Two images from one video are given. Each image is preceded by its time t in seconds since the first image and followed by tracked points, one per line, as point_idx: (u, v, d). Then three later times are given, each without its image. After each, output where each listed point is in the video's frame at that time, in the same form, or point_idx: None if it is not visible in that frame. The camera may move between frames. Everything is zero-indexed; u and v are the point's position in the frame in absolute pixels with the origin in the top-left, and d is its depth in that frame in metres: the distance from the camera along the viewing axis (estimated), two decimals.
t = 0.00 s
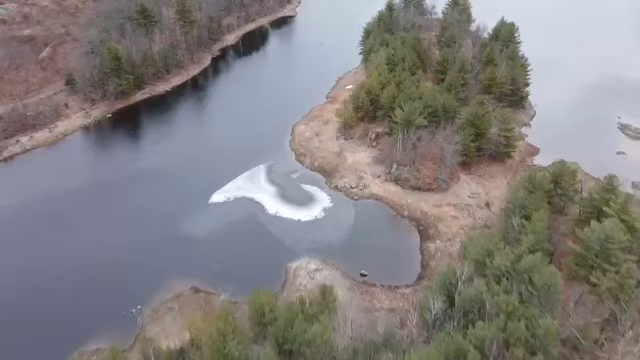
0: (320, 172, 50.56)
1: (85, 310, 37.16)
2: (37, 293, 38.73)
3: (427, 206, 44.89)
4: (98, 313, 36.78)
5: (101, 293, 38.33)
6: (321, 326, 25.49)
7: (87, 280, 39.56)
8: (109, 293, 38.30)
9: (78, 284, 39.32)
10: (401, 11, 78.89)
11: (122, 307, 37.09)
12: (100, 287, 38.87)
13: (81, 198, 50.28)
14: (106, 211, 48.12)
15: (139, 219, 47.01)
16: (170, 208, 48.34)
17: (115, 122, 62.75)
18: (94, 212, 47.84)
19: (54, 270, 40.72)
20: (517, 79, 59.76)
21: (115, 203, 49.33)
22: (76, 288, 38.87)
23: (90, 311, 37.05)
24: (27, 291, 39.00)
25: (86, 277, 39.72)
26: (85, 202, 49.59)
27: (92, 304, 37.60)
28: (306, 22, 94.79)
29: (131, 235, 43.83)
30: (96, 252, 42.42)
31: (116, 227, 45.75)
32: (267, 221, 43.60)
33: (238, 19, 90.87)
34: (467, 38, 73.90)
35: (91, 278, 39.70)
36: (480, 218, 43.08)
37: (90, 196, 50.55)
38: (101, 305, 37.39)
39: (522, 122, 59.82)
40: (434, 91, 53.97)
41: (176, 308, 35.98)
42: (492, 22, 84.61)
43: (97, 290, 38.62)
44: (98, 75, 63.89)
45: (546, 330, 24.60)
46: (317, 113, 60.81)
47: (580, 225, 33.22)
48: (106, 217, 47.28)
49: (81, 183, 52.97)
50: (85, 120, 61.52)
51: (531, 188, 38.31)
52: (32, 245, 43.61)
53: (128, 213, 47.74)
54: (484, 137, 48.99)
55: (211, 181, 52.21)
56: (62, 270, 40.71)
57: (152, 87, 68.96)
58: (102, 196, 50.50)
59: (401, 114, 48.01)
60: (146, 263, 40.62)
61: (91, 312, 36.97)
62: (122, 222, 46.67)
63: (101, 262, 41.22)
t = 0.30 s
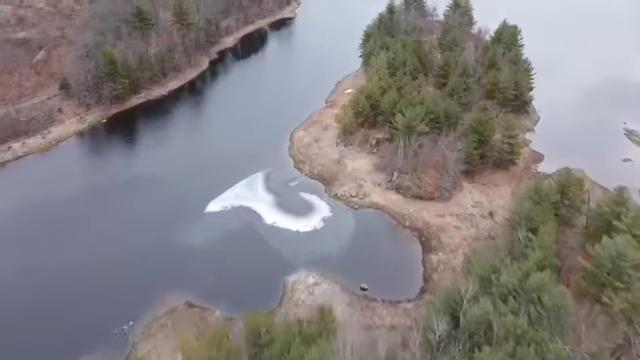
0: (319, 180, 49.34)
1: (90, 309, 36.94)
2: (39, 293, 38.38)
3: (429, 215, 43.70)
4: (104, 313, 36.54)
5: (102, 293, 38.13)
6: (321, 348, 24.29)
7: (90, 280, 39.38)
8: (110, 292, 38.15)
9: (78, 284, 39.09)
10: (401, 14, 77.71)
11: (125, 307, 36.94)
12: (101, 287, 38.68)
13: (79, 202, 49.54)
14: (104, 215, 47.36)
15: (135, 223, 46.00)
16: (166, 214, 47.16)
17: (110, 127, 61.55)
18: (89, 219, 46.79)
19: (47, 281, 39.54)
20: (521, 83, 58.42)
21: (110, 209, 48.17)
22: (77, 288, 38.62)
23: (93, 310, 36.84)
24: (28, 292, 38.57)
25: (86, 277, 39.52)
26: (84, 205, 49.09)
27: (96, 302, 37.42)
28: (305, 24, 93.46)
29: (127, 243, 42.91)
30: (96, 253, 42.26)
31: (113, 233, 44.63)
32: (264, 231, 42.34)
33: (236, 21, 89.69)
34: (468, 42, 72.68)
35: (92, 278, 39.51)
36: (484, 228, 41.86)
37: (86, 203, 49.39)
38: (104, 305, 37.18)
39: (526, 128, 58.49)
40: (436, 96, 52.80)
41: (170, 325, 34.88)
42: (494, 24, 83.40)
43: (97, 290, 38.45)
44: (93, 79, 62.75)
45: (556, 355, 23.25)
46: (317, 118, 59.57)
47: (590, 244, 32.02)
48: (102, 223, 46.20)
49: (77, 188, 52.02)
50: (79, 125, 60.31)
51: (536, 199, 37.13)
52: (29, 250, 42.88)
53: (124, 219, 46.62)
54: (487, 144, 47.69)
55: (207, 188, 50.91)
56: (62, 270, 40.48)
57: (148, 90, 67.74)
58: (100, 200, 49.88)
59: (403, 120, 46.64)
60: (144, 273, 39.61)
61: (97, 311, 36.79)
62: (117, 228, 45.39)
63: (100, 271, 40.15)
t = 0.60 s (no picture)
0: (318, 188, 48.03)
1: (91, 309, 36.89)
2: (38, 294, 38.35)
3: (431, 226, 42.46)
4: (103, 313, 36.46)
5: (102, 293, 38.07)
6: None
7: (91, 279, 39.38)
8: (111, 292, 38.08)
9: (78, 283, 39.07)
10: (402, 16, 76.37)
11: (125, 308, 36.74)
12: (101, 287, 38.58)
13: (73, 210, 48.35)
14: (99, 221, 46.40)
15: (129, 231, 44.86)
16: (161, 222, 45.94)
17: (106, 132, 60.37)
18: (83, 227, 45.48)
19: (37, 295, 38.31)
20: (524, 88, 57.16)
21: (104, 217, 46.93)
22: (77, 287, 38.64)
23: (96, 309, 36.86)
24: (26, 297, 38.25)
25: (87, 277, 39.44)
26: (79, 213, 47.93)
27: (97, 302, 37.40)
28: (305, 26, 92.16)
29: (122, 252, 41.76)
30: (96, 252, 42.21)
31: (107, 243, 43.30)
32: (261, 243, 41.10)
33: (234, 24, 88.44)
34: (470, 45, 71.43)
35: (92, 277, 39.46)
36: (487, 239, 40.62)
37: (79, 211, 48.13)
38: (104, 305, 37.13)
39: (530, 133, 57.24)
40: (438, 102, 51.59)
41: (162, 343, 33.70)
42: (496, 26, 82.18)
43: (99, 289, 38.48)
44: (87, 84, 61.51)
45: None
46: (316, 124, 58.28)
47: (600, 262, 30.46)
48: (94, 233, 44.77)
49: (70, 197, 50.72)
50: (73, 131, 59.01)
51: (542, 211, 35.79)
52: (23, 257, 42.08)
53: (118, 227, 45.37)
54: (491, 152, 46.48)
55: (203, 197, 49.66)
56: (61, 270, 40.44)
57: (144, 95, 66.44)
58: (95, 206, 48.90)
59: (405, 127, 45.39)
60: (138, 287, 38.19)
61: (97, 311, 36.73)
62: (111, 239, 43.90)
63: (96, 286, 38.73)
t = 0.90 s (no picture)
0: (316, 198, 46.74)
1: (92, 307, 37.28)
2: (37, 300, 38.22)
3: (433, 237, 41.19)
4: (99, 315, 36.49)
5: (101, 292, 38.41)
6: None
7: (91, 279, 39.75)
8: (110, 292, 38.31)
9: (78, 283, 39.59)
10: (403, 18, 75.08)
11: (124, 309, 36.81)
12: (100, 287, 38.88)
13: (67, 221, 47.32)
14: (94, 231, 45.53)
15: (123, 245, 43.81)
16: (155, 234, 44.72)
17: (101, 138, 59.18)
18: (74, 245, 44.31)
19: (28, 313, 37.20)
20: (528, 93, 55.65)
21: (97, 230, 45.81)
22: (77, 287, 39.13)
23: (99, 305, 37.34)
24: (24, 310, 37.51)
25: (85, 282, 39.46)
26: (73, 224, 46.91)
27: (96, 301, 37.79)
28: (304, 29, 90.81)
29: (115, 268, 40.67)
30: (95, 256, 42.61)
31: (98, 260, 42.07)
32: (258, 256, 39.85)
33: (232, 26, 87.15)
34: (472, 48, 70.14)
35: (93, 277, 39.93)
36: (492, 251, 39.32)
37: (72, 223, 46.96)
38: (104, 303, 37.40)
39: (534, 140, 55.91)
40: (440, 107, 50.38)
41: None
42: (498, 29, 80.98)
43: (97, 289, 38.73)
44: (81, 89, 60.05)
45: None
46: (315, 130, 57.00)
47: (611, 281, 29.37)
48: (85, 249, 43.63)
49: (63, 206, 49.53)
50: (67, 137, 57.73)
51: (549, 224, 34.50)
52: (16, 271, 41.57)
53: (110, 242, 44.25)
54: (495, 160, 45.23)
55: (197, 208, 48.32)
56: (56, 280, 40.11)
57: (140, 100, 65.13)
58: (90, 215, 48.00)
59: (406, 134, 44.28)
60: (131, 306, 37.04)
61: (96, 311, 36.95)
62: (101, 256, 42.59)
63: (89, 294, 38.38)
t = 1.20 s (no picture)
0: (315, 207, 45.42)
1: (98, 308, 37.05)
2: (38, 306, 37.72)
3: (436, 249, 39.86)
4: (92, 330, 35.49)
5: (103, 293, 38.19)
6: None
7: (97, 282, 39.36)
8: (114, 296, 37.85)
9: (86, 283, 39.41)
10: (404, 20, 73.68)
11: (120, 318, 35.87)
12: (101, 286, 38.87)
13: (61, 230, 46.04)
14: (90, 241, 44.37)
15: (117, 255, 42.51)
16: (150, 245, 43.38)
17: (96, 144, 57.90)
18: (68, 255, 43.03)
19: (27, 320, 36.73)
20: (533, 99, 54.30)
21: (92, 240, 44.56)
22: (85, 288, 38.90)
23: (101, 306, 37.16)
24: (29, 314, 37.12)
25: (80, 289, 38.74)
26: (66, 233, 45.65)
27: (98, 300, 37.70)
28: (303, 31, 89.40)
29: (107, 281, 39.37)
30: (94, 265, 41.72)
31: (90, 272, 40.77)
32: (254, 270, 38.59)
33: (231, 28, 85.84)
34: (474, 52, 68.78)
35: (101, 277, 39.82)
36: (497, 265, 38.02)
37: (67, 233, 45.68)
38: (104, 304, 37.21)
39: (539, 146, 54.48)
40: (442, 113, 49.06)
41: None
42: (500, 31, 79.65)
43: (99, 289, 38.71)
44: (75, 94, 58.73)
45: None
46: (314, 136, 55.66)
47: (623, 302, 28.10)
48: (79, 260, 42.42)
49: (57, 214, 48.19)
50: (60, 144, 56.44)
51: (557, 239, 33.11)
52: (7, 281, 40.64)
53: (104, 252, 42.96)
54: (499, 168, 43.84)
55: (193, 217, 46.89)
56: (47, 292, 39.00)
57: (135, 105, 63.80)
58: (85, 224, 46.68)
59: (408, 143, 42.95)
60: (126, 322, 35.76)
61: (97, 313, 36.68)
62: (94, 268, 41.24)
63: (80, 310, 37.09)
